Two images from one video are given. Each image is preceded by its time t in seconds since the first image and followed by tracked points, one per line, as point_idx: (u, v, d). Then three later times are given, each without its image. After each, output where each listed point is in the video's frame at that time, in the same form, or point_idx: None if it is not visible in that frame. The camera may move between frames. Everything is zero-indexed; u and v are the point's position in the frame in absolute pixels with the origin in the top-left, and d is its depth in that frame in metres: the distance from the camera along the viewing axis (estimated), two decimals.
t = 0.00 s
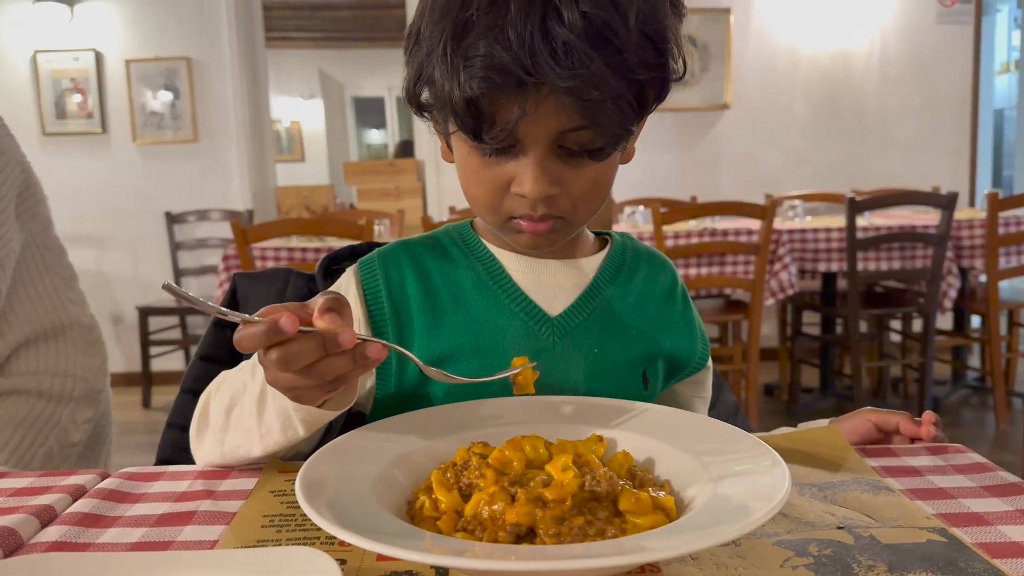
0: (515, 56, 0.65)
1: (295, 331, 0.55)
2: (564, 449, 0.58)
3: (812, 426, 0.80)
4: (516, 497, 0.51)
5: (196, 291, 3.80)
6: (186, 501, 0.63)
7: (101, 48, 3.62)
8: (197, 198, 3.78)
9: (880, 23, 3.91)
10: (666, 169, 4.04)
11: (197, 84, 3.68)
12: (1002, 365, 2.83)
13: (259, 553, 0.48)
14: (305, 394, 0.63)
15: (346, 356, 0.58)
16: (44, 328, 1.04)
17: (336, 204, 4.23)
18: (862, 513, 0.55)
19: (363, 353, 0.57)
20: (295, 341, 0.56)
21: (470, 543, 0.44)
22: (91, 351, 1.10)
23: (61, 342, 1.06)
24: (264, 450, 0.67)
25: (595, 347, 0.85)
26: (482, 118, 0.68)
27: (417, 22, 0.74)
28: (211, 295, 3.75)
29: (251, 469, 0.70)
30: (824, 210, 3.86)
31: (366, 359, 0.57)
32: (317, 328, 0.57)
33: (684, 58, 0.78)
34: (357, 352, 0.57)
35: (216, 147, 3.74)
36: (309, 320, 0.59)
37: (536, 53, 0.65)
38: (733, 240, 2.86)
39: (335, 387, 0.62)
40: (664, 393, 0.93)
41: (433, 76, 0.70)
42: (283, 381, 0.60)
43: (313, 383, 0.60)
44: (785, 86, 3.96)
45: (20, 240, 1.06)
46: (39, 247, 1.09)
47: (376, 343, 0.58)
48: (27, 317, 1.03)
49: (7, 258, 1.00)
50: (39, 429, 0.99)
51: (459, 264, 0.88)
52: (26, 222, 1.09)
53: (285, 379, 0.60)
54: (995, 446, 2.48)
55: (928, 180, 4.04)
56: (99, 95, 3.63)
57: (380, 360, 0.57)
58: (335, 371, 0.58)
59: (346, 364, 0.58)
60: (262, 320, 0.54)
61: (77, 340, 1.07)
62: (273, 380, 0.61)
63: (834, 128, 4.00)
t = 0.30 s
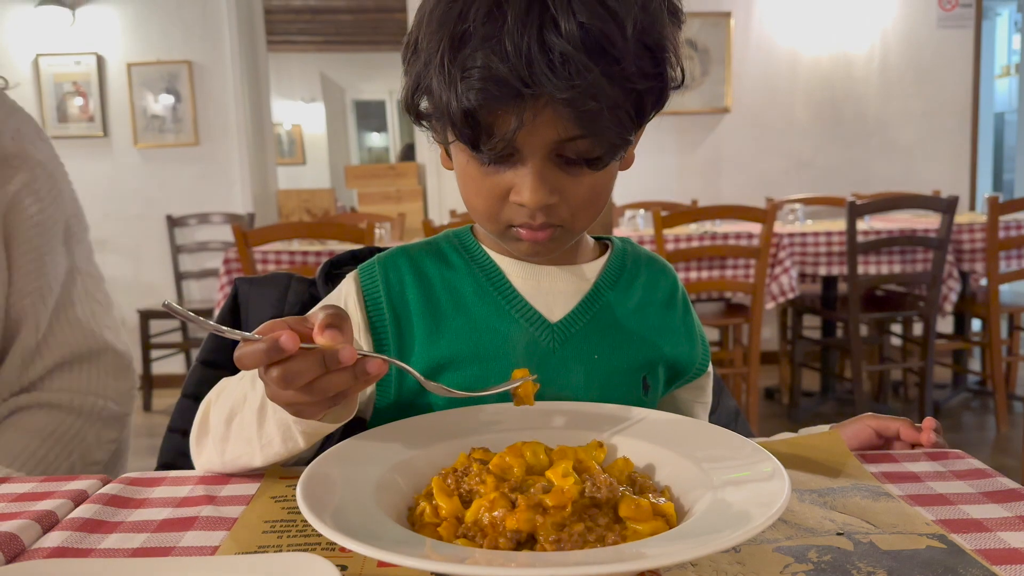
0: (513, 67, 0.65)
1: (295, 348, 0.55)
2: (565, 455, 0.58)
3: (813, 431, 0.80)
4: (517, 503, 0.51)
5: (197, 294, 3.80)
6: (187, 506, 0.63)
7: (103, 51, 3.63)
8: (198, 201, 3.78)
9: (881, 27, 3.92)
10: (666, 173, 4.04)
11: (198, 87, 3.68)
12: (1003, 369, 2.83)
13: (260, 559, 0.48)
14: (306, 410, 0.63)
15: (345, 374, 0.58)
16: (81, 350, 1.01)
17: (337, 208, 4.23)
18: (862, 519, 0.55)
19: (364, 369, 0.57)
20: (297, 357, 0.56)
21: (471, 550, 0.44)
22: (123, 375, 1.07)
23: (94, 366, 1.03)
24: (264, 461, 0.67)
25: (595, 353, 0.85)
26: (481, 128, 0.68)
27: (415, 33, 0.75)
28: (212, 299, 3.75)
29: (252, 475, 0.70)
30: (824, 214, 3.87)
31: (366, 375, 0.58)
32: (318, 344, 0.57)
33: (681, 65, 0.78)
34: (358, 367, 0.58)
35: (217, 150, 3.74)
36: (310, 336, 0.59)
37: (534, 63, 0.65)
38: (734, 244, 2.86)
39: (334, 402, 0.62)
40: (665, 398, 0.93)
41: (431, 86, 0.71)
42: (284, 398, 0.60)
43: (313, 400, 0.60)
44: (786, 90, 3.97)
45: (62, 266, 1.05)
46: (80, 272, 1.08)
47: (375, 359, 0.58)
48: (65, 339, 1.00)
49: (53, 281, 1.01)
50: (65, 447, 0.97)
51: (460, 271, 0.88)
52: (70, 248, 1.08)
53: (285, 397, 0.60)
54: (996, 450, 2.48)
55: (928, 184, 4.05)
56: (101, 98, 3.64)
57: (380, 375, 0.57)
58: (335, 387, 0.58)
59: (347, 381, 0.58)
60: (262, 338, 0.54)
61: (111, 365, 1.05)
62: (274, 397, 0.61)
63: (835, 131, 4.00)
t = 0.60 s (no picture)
0: (514, 75, 0.65)
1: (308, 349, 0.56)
2: (565, 458, 0.58)
3: (815, 435, 0.80)
4: (518, 506, 0.51)
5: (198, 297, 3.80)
6: (188, 509, 0.64)
7: (104, 55, 3.66)
8: (199, 205, 3.80)
9: (882, 31, 3.93)
10: (666, 177, 4.05)
11: (199, 91, 3.68)
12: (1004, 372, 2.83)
13: (260, 561, 0.49)
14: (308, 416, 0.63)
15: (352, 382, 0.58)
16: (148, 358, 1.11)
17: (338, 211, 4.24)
18: (862, 523, 0.55)
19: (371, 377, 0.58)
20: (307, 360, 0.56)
21: (472, 553, 0.44)
22: (172, 393, 1.16)
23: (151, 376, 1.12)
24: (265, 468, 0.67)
25: (596, 357, 0.85)
26: (481, 136, 0.68)
27: (417, 39, 0.75)
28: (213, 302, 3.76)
29: (252, 479, 0.70)
30: (825, 218, 3.86)
31: (372, 384, 0.58)
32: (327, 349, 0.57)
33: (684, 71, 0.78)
34: (365, 376, 0.58)
35: (218, 154, 3.75)
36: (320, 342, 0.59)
37: (535, 72, 0.65)
38: (734, 247, 2.87)
39: (338, 410, 0.62)
40: (666, 402, 0.93)
41: (432, 92, 0.71)
42: (287, 399, 0.59)
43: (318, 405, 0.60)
44: (786, 93, 3.97)
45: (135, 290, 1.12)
46: (152, 297, 1.13)
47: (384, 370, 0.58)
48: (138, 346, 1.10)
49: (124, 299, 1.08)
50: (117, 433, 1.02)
51: (460, 274, 0.88)
52: (141, 276, 1.13)
53: (289, 400, 0.60)
54: (997, 453, 2.48)
55: (929, 188, 4.04)
56: (102, 101, 3.67)
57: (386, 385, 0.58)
58: (339, 395, 0.58)
59: (353, 389, 0.58)
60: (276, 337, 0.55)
61: (165, 380, 1.14)
62: (277, 401, 0.61)
63: (836, 135, 4.01)
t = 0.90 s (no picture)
0: (516, 83, 0.66)
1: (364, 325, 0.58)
2: (566, 461, 0.58)
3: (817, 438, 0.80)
4: (519, 509, 0.51)
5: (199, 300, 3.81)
6: (190, 512, 0.64)
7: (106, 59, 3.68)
8: (201, 208, 3.81)
9: (882, 35, 3.93)
10: (666, 180, 4.05)
11: (201, 95, 3.69)
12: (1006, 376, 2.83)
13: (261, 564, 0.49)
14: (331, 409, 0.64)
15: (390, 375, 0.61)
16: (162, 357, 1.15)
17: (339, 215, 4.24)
18: (863, 526, 0.55)
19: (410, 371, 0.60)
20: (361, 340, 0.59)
21: (473, 555, 0.44)
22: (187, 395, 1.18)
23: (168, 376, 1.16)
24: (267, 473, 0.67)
25: (597, 361, 0.85)
26: (483, 143, 0.69)
27: (418, 45, 0.75)
28: (214, 305, 3.76)
29: (254, 482, 0.70)
30: (825, 221, 3.87)
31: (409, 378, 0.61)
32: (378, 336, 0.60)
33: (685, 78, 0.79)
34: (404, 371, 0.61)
35: (219, 157, 3.76)
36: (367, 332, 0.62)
37: (537, 80, 0.65)
38: (735, 250, 2.87)
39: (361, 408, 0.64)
40: (668, 406, 0.93)
41: (434, 99, 0.71)
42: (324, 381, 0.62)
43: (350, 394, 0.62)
44: (787, 97, 3.98)
45: (154, 298, 1.22)
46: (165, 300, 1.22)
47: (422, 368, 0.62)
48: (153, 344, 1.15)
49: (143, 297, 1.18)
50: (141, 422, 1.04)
51: (461, 278, 0.88)
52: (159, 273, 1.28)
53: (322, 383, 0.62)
54: (998, 457, 2.47)
55: (930, 192, 4.05)
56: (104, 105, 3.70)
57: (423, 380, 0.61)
58: (376, 385, 0.61)
59: (389, 381, 0.61)
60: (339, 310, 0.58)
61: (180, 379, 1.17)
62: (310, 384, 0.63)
63: (836, 139, 4.02)
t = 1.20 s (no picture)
0: (510, 90, 0.66)
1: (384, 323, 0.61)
2: (566, 464, 0.58)
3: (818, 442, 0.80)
4: (520, 512, 0.52)
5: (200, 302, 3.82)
6: (192, 515, 0.64)
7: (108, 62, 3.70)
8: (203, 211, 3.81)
9: (882, 38, 3.94)
10: (667, 183, 4.06)
11: (202, 98, 3.70)
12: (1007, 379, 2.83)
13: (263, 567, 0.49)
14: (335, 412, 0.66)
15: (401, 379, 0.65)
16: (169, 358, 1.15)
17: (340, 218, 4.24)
18: (864, 529, 0.55)
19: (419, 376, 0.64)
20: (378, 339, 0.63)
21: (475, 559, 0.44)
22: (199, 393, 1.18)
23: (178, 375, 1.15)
24: (266, 478, 0.67)
25: (597, 364, 0.86)
26: (479, 149, 0.69)
27: (414, 52, 0.76)
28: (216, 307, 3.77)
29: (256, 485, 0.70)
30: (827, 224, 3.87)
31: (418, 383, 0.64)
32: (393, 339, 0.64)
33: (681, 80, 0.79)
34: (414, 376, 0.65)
35: (220, 160, 3.76)
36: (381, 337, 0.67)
37: (531, 87, 0.66)
38: (735, 253, 2.87)
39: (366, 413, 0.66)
40: (669, 409, 0.93)
41: (429, 106, 0.72)
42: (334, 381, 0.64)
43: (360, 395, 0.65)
44: (787, 100, 3.98)
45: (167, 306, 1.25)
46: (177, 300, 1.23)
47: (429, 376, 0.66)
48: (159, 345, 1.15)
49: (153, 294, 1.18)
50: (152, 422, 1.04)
51: (461, 282, 0.88)
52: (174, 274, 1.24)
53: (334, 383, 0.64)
54: (999, 460, 2.47)
55: (931, 195, 4.05)
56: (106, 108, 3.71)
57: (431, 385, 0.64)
58: (387, 386, 0.64)
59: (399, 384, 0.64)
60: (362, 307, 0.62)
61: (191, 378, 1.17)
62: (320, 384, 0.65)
63: (837, 141, 4.02)
